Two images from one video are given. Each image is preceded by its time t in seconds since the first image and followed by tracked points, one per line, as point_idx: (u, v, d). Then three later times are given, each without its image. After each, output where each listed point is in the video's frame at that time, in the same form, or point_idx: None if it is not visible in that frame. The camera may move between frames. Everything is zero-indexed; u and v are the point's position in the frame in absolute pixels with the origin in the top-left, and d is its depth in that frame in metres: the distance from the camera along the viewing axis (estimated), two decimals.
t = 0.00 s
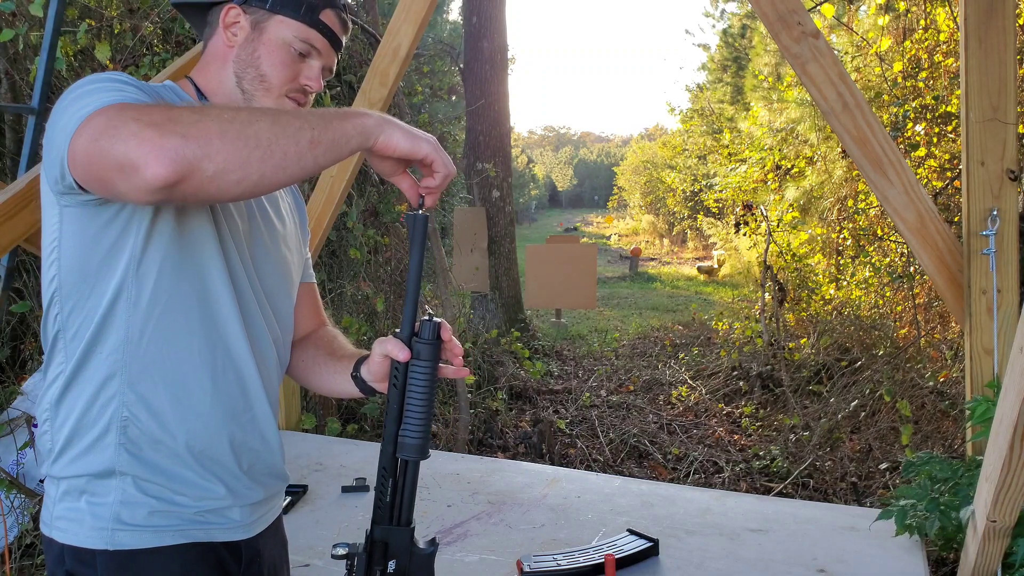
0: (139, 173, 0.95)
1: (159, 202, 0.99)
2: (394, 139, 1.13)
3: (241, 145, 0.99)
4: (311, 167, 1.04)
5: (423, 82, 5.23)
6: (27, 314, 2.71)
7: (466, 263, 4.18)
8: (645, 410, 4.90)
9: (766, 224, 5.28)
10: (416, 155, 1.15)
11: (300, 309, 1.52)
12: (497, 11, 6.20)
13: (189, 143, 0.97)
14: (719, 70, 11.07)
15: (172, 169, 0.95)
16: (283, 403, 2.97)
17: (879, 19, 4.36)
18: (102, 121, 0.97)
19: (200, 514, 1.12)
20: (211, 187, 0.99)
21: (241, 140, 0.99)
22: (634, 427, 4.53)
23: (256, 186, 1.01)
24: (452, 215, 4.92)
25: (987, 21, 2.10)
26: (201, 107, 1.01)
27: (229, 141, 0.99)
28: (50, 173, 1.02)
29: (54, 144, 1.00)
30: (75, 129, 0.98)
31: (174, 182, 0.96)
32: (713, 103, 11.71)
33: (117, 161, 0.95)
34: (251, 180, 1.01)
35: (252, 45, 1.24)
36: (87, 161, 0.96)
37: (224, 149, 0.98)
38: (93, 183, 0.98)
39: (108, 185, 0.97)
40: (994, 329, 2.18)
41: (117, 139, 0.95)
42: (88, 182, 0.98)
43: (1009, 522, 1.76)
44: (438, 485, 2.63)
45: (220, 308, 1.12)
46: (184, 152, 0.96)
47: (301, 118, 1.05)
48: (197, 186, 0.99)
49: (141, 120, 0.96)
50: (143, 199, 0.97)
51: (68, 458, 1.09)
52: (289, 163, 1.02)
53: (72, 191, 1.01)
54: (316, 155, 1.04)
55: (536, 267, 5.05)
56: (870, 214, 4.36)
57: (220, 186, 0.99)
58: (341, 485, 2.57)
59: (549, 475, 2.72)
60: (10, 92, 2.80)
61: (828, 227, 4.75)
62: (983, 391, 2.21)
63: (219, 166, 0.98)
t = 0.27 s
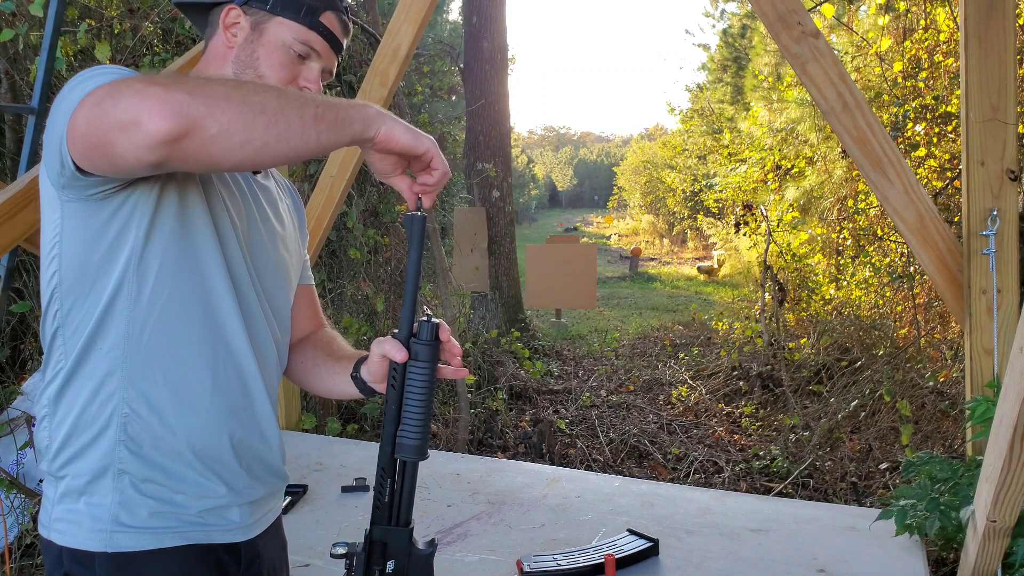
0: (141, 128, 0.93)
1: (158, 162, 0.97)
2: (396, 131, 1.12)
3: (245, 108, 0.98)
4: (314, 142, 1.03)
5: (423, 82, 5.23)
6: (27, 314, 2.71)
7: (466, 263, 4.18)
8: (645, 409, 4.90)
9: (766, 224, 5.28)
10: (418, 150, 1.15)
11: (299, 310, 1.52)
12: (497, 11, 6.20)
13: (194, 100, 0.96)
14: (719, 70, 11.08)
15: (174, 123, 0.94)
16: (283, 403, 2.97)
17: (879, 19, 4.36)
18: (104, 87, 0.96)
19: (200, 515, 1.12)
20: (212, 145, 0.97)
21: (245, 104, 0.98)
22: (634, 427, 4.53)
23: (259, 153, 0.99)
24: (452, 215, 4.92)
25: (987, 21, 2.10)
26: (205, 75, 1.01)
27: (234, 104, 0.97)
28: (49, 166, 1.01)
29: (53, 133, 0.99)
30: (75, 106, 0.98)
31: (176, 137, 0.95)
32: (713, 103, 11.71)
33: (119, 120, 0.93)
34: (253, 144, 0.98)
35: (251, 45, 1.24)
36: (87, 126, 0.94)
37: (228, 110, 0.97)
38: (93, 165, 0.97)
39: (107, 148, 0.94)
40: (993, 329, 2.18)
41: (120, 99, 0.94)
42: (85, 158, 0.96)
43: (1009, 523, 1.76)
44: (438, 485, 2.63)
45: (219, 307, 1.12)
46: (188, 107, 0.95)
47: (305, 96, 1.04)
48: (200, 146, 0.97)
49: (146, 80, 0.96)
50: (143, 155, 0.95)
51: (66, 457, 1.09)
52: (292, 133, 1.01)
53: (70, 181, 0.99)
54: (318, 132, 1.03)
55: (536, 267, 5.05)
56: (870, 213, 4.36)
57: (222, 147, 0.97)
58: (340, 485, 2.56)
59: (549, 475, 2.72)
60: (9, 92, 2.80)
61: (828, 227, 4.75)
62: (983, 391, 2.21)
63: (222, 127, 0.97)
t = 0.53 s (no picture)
0: (137, 67, 0.92)
1: (149, 106, 0.94)
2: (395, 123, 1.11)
3: (244, 68, 0.98)
4: (312, 118, 1.01)
5: (424, 83, 5.24)
6: (28, 314, 2.73)
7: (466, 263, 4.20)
8: (644, 409, 4.91)
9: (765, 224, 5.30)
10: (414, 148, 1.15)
11: (294, 311, 1.52)
12: (497, 12, 6.22)
13: (196, 50, 0.96)
14: (719, 70, 11.10)
15: (169, 61, 0.93)
16: (283, 402, 2.98)
17: (878, 19, 4.37)
18: (105, 47, 0.97)
19: (201, 515, 1.13)
20: (205, 90, 0.95)
21: (246, 65, 0.98)
22: (634, 427, 4.54)
23: (253, 110, 0.97)
24: (452, 215, 4.93)
25: (986, 21, 2.11)
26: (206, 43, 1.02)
27: (236, 63, 0.98)
28: (53, 160, 1.01)
29: (56, 122, 1.00)
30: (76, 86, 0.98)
31: (171, 76, 0.93)
32: (712, 103, 11.74)
33: (115, 64, 0.93)
34: (249, 99, 0.97)
35: (254, 48, 1.26)
36: (85, 80, 0.94)
37: (229, 65, 0.97)
38: (93, 139, 0.96)
39: (100, 95, 0.93)
40: (992, 329, 2.19)
41: (118, 47, 0.95)
42: (80, 117, 0.95)
43: (1007, 521, 1.77)
44: (438, 484, 2.65)
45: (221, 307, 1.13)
46: (185, 50, 0.95)
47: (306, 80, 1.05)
48: (193, 90, 0.95)
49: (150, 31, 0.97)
50: (132, 95, 0.92)
51: (68, 454, 1.10)
52: (291, 102, 1.00)
53: (73, 174, 1.00)
54: (316, 108, 1.02)
55: (536, 268, 5.07)
56: (869, 214, 4.38)
57: (216, 95, 0.96)
58: (341, 484, 2.58)
59: (548, 474, 2.73)
60: (11, 93, 2.82)
61: (827, 227, 4.76)
62: (981, 391, 2.23)
63: (220, 76, 0.96)
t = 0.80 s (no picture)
0: (126, 67, 0.91)
1: (141, 107, 0.93)
2: (380, 113, 1.09)
3: (232, 60, 0.97)
4: (299, 107, 1.00)
5: (424, 83, 5.25)
6: (28, 314, 2.73)
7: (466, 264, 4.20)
8: (644, 409, 4.91)
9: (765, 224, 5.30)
10: (405, 128, 1.10)
11: (293, 312, 1.51)
12: (497, 12, 6.22)
13: (182, 45, 0.95)
14: (719, 71, 11.11)
15: (159, 60, 0.92)
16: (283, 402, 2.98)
17: (878, 19, 4.37)
18: (95, 46, 0.96)
19: (205, 515, 1.13)
20: (197, 90, 0.95)
21: (233, 57, 0.97)
22: (634, 427, 4.54)
23: (244, 105, 0.97)
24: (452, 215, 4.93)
25: (986, 21, 2.11)
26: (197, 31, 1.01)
27: (224, 55, 0.96)
28: (55, 158, 1.01)
29: (56, 120, 0.99)
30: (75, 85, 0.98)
31: (162, 74, 0.92)
32: (713, 103, 11.74)
33: (106, 64, 0.93)
34: (242, 95, 0.96)
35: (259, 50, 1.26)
36: (77, 83, 0.94)
37: (217, 58, 0.96)
38: (91, 138, 0.96)
39: (92, 98, 0.92)
40: (992, 329, 2.19)
41: (108, 46, 0.94)
42: (79, 123, 0.94)
43: (1007, 522, 1.77)
44: (438, 484, 2.65)
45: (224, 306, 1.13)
46: (175, 48, 0.94)
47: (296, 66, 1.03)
48: (184, 88, 0.94)
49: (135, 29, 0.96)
50: (124, 97, 0.91)
51: (70, 455, 1.09)
52: (283, 93, 0.99)
53: (75, 171, 0.99)
54: (305, 97, 1.01)
55: (536, 268, 5.07)
56: (869, 214, 4.38)
57: (207, 93, 0.95)
58: (341, 484, 2.58)
59: (549, 474, 2.73)
60: (11, 93, 2.82)
61: (827, 227, 4.76)
62: (981, 391, 2.23)
63: (209, 72, 0.95)
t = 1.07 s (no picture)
0: (159, 74, 0.93)
1: (169, 113, 0.94)
2: (398, 139, 1.13)
3: (263, 74, 0.98)
4: (325, 124, 1.02)
5: (424, 83, 5.25)
6: (28, 314, 2.73)
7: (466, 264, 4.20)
8: (644, 409, 4.91)
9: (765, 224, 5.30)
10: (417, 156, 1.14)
11: (294, 313, 1.51)
12: (497, 12, 6.22)
13: (215, 57, 0.96)
14: (719, 71, 11.11)
15: (192, 69, 0.94)
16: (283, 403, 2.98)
17: (878, 19, 4.37)
18: (124, 52, 0.98)
19: (205, 516, 1.14)
20: (226, 100, 0.96)
21: (264, 71, 0.99)
22: (634, 427, 4.54)
23: (272, 117, 0.98)
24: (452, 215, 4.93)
25: (986, 21, 2.11)
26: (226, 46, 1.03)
27: (254, 69, 0.98)
28: (61, 159, 1.01)
29: (64, 120, 0.99)
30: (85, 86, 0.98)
31: (193, 83, 0.94)
32: (713, 103, 11.75)
33: (135, 70, 0.94)
34: (270, 108, 0.98)
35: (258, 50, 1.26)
36: (104, 86, 0.95)
37: (248, 72, 0.97)
38: (105, 141, 0.96)
39: (118, 101, 0.93)
40: (992, 329, 2.19)
41: (140, 53, 0.95)
42: (96, 126, 0.95)
43: (1006, 522, 1.77)
44: (438, 484, 2.65)
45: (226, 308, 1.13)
46: (208, 58, 0.96)
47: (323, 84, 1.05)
48: (213, 98, 0.96)
49: (167, 39, 0.97)
50: (154, 102, 0.93)
51: (70, 456, 1.09)
52: (309, 108, 1.01)
53: (82, 172, 0.99)
54: (331, 115, 1.03)
55: (536, 268, 5.07)
56: (869, 214, 4.38)
57: (236, 103, 0.97)
58: (341, 484, 2.58)
59: (548, 474, 2.73)
60: (12, 93, 2.82)
61: (827, 227, 4.76)
62: (981, 391, 2.22)
63: (239, 85, 0.97)
